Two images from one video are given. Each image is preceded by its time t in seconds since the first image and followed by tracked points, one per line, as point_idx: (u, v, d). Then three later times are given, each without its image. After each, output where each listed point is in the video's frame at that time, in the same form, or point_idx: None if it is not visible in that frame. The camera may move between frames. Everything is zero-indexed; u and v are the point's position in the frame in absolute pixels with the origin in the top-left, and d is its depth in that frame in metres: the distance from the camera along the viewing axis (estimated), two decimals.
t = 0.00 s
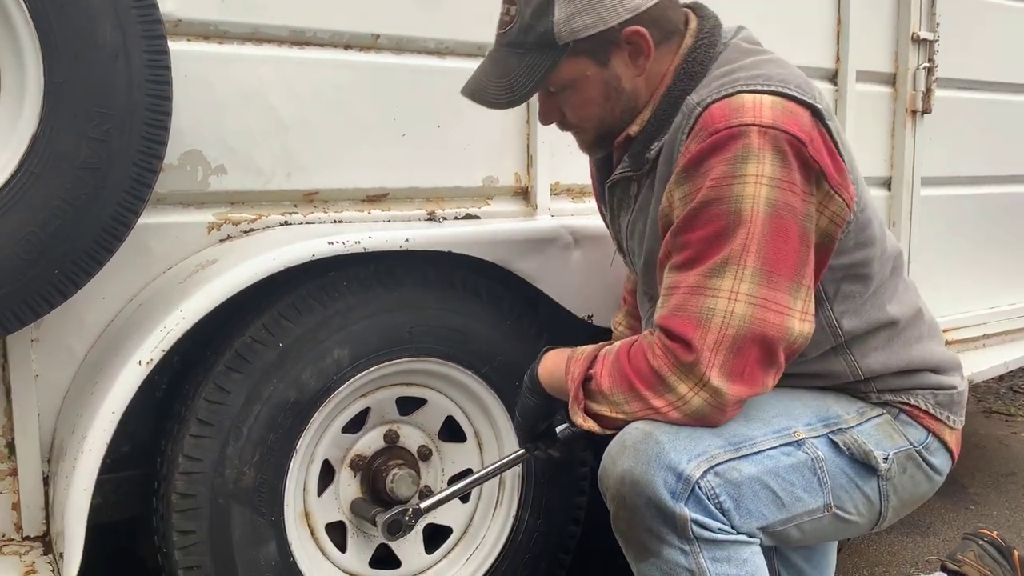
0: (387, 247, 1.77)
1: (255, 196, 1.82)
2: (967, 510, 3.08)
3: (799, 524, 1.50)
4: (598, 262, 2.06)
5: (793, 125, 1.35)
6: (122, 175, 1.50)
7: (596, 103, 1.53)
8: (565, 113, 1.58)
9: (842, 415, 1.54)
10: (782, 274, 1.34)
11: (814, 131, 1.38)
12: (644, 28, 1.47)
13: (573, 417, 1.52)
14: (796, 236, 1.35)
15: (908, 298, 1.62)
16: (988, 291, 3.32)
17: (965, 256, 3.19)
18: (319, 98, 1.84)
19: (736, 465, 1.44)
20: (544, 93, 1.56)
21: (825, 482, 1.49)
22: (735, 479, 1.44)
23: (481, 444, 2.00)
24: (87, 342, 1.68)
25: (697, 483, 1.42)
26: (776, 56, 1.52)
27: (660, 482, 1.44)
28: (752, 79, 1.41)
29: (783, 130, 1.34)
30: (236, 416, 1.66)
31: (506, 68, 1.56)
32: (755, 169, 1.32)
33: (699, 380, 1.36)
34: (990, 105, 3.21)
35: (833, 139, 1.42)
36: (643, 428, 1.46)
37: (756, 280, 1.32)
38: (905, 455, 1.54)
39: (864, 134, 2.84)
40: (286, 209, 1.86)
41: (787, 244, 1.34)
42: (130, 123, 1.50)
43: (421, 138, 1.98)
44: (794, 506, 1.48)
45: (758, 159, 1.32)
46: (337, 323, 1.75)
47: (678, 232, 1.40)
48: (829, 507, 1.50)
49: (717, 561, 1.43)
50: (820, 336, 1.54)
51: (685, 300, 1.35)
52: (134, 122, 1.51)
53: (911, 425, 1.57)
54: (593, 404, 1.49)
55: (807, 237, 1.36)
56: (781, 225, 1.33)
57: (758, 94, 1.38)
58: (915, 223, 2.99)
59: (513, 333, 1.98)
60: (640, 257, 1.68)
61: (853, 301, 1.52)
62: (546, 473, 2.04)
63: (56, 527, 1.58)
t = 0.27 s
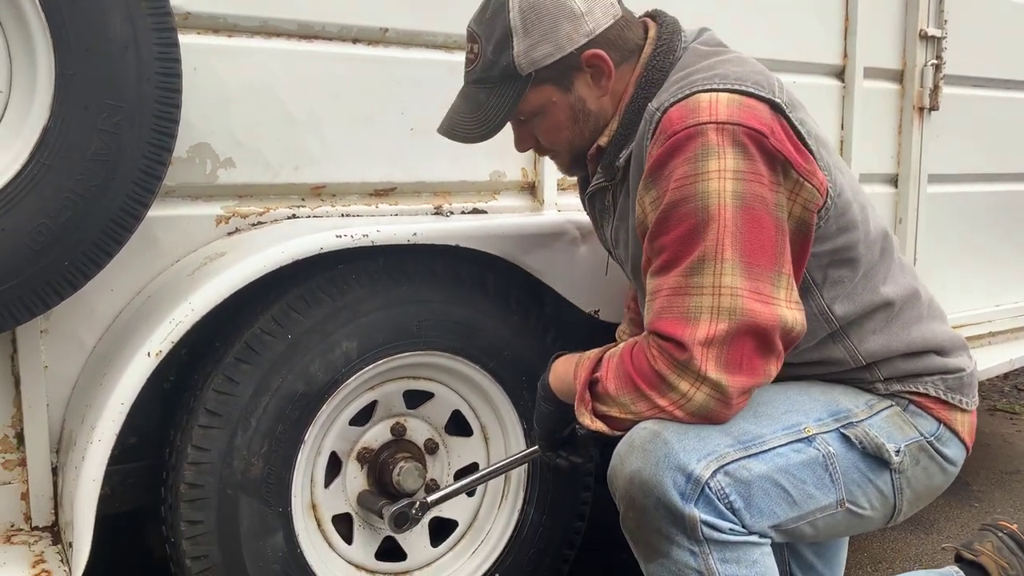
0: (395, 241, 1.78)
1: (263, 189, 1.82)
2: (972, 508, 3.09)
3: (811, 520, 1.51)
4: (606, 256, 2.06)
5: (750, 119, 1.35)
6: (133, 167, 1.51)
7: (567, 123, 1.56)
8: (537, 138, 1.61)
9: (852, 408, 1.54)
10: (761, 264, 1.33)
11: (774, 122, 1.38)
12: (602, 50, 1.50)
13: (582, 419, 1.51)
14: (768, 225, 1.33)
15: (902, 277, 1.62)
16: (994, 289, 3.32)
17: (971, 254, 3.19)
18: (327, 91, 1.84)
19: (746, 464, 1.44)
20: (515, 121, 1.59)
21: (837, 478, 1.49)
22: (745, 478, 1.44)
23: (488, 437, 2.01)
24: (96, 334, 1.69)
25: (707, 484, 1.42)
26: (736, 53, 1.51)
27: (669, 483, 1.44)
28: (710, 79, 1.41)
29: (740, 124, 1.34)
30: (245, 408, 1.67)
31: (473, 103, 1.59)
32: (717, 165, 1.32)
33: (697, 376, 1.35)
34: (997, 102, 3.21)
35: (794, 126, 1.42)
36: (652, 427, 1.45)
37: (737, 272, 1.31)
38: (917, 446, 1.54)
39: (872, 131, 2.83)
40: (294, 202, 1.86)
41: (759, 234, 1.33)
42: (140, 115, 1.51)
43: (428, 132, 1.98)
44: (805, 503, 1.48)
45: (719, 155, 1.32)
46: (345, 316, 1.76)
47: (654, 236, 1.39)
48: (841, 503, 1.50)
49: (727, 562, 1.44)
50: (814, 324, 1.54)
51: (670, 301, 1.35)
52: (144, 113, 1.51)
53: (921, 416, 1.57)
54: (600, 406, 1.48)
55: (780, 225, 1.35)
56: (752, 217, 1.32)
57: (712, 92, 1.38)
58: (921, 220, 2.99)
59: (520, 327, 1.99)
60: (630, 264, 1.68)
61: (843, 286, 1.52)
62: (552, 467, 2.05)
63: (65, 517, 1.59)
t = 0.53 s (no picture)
0: (397, 237, 1.77)
1: (266, 184, 1.82)
2: (974, 507, 3.09)
3: (812, 513, 1.50)
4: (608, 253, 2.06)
5: (748, 114, 1.34)
6: (136, 162, 1.51)
7: (574, 107, 1.56)
8: (544, 123, 1.60)
9: (851, 399, 1.54)
10: (756, 260, 1.32)
11: (774, 118, 1.36)
12: (612, 34, 1.50)
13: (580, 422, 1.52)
14: (765, 222, 1.33)
15: (904, 268, 1.60)
16: (998, 288, 3.31)
17: (975, 252, 3.18)
18: (330, 86, 1.84)
19: (742, 459, 1.43)
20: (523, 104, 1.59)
21: (836, 470, 1.49)
22: (742, 473, 1.43)
23: (489, 433, 2.01)
24: (98, 329, 1.69)
25: (703, 479, 1.42)
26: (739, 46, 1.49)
27: (666, 479, 1.44)
28: (711, 71, 1.40)
29: (738, 119, 1.33)
30: (247, 403, 1.67)
31: (483, 88, 1.59)
32: (713, 161, 1.31)
33: (688, 369, 1.34)
34: (1001, 100, 3.20)
35: (798, 120, 1.40)
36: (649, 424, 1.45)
37: (731, 268, 1.31)
38: (918, 436, 1.54)
39: (876, 130, 2.83)
40: (297, 198, 1.86)
41: (754, 231, 1.32)
42: (143, 110, 1.51)
43: (431, 128, 1.98)
44: (804, 496, 1.48)
45: (715, 150, 1.31)
46: (347, 312, 1.76)
47: (649, 228, 1.39)
48: (842, 495, 1.50)
49: (726, 557, 1.43)
50: (813, 315, 1.53)
51: (663, 294, 1.35)
52: (147, 108, 1.51)
53: (923, 405, 1.57)
54: (596, 407, 1.49)
55: (779, 222, 1.34)
56: (747, 213, 1.32)
57: (714, 85, 1.37)
58: (924, 219, 2.98)
59: (523, 323, 1.99)
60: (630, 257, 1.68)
61: (841, 276, 1.52)
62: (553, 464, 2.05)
63: (67, 511, 1.60)
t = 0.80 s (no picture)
0: (397, 233, 1.77)
1: (267, 181, 1.82)
2: (975, 505, 3.09)
3: (808, 512, 1.50)
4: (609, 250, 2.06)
5: (741, 109, 1.34)
6: (137, 158, 1.51)
7: (572, 109, 1.56)
8: (544, 123, 1.60)
9: (850, 400, 1.53)
10: (749, 253, 1.32)
11: (768, 114, 1.37)
12: (611, 33, 1.51)
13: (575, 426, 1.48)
14: (758, 215, 1.33)
15: (902, 269, 1.59)
16: (1000, 285, 3.31)
17: (976, 249, 3.18)
18: (332, 83, 1.84)
19: (739, 456, 1.43)
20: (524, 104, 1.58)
21: (833, 470, 1.49)
22: (738, 469, 1.43)
23: (490, 430, 2.01)
24: (99, 325, 1.69)
25: (698, 475, 1.42)
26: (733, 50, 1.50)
27: (661, 475, 1.44)
28: (704, 71, 1.40)
29: (731, 115, 1.33)
30: (248, 400, 1.67)
31: (484, 87, 1.58)
32: (706, 155, 1.32)
33: (681, 361, 1.34)
34: (1004, 98, 3.20)
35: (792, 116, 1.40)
36: (644, 420, 1.45)
37: (723, 259, 1.31)
38: (917, 438, 1.54)
39: (878, 127, 2.82)
40: (298, 194, 1.86)
41: (747, 224, 1.32)
42: (144, 106, 1.51)
43: (433, 125, 1.98)
44: (801, 494, 1.48)
45: (708, 144, 1.32)
46: (348, 309, 1.76)
47: (643, 223, 1.40)
48: (839, 495, 1.50)
49: (721, 554, 1.43)
50: (809, 312, 1.53)
51: (655, 287, 1.35)
52: (148, 104, 1.51)
53: (922, 408, 1.57)
54: (592, 409, 1.46)
55: (772, 215, 1.34)
56: (739, 206, 1.32)
57: (707, 84, 1.38)
58: (926, 216, 2.98)
59: (524, 321, 1.99)
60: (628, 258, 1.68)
61: (836, 273, 1.52)
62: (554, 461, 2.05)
63: (68, 508, 1.59)
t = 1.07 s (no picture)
0: (397, 231, 1.77)
1: (267, 178, 1.81)
2: (977, 502, 3.08)
3: (811, 506, 1.49)
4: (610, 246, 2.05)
5: (735, 98, 1.35)
6: (137, 154, 1.51)
7: (571, 102, 1.56)
8: (544, 116, 1.60)
9: (851, 395, 1.53)
10: (741, 236, 1.33)
11: (760, 103, 1.38)
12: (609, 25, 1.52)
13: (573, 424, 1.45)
14: (751, 200, 1.33)
15: (897, 257, 1.59)
16: (1001, 282, 3.30)
17: (978, 246, 3.17)
18: (331, 79, 1.84)
19: (740, 447, 1.43)
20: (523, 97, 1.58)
21: (835, 462, 1.48)
22: (740, 460, 1.43)
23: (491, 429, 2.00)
24: (99, 323, 1.68)
25: (701, 465, 1.41)
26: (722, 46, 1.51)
27: (664, 466, 1.42)
28: (696, 65, 1.42)
29: (726, 104, 1.34)
30: (248, 397, 1.67)
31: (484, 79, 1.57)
32: (700, 143, 1.32)
33: (669, 340, 1.34)
34: (1005, 94, 3.19)
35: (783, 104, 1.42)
36: (648, 410, 1.45)
37: (714, 242, 1.31)
38: (920, 433, 1.53)
39: (880, 123, 2.82)
40: (298, 191, 1.86)
41: (740, 208, 1.33)
42: (144, 102, 1.50)
43: (433, 122, 1.97)
44: (803, 487, 1.47)
45: (703, 132, 1.33)
46: (348, 306, 1.75)
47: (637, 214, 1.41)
48: (842, 489, 1.49)
49: (723, 544, 1.43)
50: (805, 300, 1.53)
51: (647, 270, 1.35)
52: (147, 100, 1.50)
53: (924, 403, 1.56)
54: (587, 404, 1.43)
55: (765, 200, 1.35)
56: (733, 191, 1.32)
57: (700, 75, 1.39)
58: (928, 213, 2.97)
59: (524, 318, 1.98)
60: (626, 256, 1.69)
61: (831, 258, 1.52)
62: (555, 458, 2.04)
63: (68, 506, 1.59)
